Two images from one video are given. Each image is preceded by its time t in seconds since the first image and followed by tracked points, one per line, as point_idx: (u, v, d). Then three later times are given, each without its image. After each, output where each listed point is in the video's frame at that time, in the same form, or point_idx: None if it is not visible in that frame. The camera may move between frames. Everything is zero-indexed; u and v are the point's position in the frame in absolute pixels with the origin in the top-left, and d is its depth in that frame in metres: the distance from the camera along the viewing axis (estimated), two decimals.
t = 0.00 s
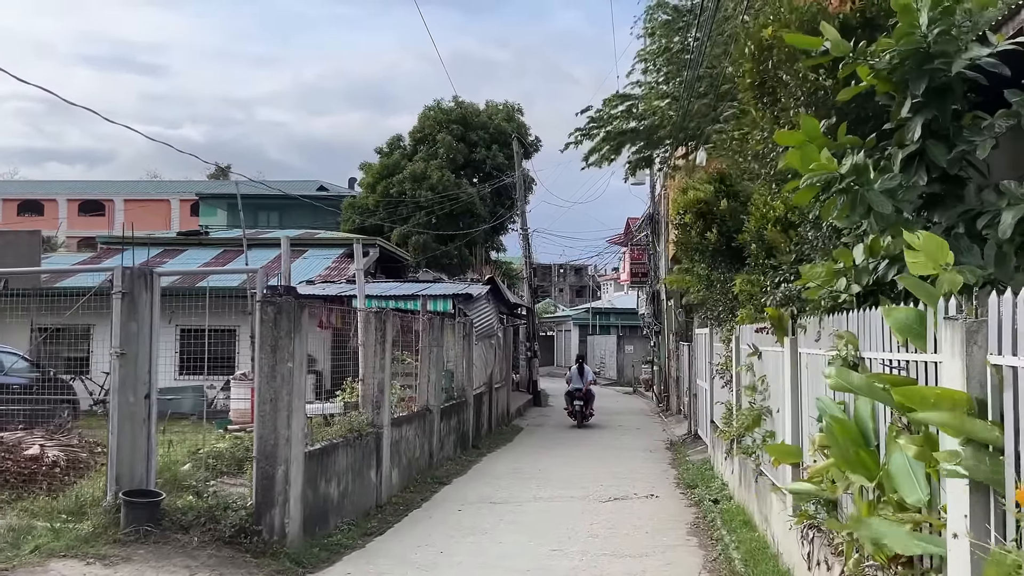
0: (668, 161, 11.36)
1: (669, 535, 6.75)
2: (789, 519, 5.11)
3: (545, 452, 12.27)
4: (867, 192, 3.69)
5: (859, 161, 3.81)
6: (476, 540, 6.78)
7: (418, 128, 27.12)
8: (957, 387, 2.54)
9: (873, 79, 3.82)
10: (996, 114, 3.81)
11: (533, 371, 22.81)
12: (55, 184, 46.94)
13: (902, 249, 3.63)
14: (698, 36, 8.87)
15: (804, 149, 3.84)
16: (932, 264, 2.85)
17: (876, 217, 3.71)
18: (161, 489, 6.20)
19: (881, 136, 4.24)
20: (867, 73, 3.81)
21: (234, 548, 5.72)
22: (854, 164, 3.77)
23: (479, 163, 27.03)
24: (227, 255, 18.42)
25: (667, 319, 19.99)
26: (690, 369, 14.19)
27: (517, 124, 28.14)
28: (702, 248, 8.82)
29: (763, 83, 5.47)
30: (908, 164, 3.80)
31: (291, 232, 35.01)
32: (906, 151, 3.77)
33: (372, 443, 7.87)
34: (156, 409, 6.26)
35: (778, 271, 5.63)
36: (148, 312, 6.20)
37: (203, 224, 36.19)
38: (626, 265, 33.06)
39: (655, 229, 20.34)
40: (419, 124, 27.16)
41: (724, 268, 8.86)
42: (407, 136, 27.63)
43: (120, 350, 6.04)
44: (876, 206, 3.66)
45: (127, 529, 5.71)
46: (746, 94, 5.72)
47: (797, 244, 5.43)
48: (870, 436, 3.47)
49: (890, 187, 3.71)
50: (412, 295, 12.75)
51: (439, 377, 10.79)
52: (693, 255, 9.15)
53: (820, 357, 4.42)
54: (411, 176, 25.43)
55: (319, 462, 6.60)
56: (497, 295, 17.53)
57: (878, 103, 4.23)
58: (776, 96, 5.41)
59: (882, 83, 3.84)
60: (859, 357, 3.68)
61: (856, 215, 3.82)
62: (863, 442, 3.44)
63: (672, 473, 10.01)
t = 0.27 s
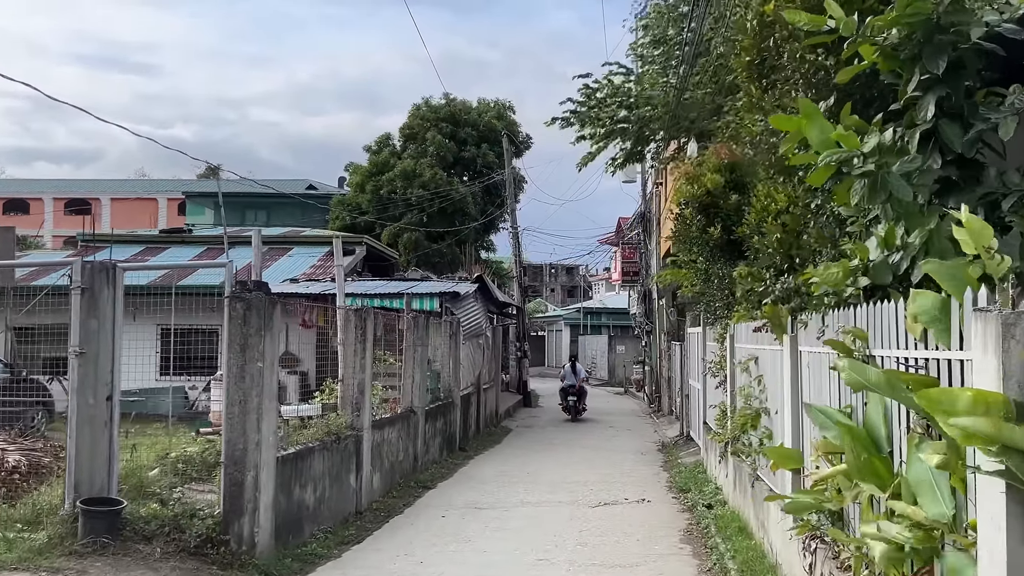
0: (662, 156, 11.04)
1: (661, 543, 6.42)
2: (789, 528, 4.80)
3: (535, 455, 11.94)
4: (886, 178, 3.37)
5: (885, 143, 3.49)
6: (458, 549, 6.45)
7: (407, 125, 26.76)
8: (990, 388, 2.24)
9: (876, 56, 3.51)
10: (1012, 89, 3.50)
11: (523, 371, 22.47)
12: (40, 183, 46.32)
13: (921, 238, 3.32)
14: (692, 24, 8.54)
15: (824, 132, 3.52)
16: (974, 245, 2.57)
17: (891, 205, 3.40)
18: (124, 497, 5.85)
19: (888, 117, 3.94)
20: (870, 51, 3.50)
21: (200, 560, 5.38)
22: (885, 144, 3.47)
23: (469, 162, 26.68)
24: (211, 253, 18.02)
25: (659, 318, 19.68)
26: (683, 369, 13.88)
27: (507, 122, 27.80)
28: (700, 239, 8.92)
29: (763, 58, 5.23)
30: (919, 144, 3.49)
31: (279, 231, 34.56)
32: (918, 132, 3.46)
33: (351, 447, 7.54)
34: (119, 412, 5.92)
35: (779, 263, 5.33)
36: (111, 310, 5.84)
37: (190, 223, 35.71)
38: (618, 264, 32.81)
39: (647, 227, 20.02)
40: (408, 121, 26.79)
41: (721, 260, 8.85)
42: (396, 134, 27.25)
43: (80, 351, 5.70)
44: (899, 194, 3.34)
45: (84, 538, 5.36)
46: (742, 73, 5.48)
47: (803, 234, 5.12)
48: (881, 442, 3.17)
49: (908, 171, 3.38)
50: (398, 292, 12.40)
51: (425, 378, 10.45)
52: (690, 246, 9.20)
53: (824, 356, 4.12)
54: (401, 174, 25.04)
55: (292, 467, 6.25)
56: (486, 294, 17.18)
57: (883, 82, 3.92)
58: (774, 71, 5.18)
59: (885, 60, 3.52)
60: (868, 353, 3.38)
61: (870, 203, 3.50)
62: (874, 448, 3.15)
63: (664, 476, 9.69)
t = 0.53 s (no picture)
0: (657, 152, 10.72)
1: (658, 554, 6.10)
2: (793, 540, 4.52)
3: (526, 459, 11.65)
4: (916, 167, 3.03)
5: (918, 132, 3.14)
6: (445, 561, 6.12)
7: (397, 124, 26.41)
8: None
9: (891, 32, 3.20)
10: None
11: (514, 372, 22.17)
12: (26, 182, 45.75)
13: (950, 231, 3.00)
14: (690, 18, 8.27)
15: (851, 129, 3.23)
16: (1005, 239, 2.31)
17: (919, 195, 3.07)
18: (88, 509, 5.49)
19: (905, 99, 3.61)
20: (882, 27, 3.21)
21: None
22: (923, 131, 3.14)
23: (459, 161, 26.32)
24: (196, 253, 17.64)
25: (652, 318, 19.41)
26: (677, 371, 13.59)
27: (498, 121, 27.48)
28: (703, 230, 8.50)
29: (767, 40, 5.09)
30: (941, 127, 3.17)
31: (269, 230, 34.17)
32: (941, 113, 3.15)
33: (333, 453, 7.21)
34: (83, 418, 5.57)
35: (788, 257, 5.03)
36: (74, 310, 5.50)
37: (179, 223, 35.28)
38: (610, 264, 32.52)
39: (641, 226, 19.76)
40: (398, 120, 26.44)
41: (723, 254, 8.54)
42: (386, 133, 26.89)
43: (41, 352, 5.36)
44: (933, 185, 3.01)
45: (42, 552, 5.01)
46: (746, 54, 5.36)
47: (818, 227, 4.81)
48: (908, 455, 2.85)
49: (939, 158, 3.04)
50: (386, 292, 12.03)
51: (413, 380, 10.11)
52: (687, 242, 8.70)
53: (835, 358, 3.83)
54: (391, 172, 24.68)
55: (269, 475, 5.92)
56: (477, 294, 16.86)
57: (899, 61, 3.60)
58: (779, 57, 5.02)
59: (901, 36, 3.22)
60: (891, 356, 3.08)
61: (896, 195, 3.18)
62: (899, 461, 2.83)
63: (659, 482, 9.40)
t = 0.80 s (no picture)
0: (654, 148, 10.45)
1: (655, 564, 5.82)
2: (801, 550, 4.25)
3: (520, 461, 11.36)
4: (935, 145, 2.68)
5: (936, 106, 2.78)
6: (432, 571, 5.82)
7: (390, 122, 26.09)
8: None
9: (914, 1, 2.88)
10: None
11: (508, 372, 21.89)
12: (16, 180, 45.31)
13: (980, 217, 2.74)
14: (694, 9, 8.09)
15: (857, 116, 2.93)
16: None
17: (942, 176, 2.74)
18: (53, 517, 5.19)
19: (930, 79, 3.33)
20: None
21: None
22: (942, 106, 2.78)
23: (451, 160, 25.98)
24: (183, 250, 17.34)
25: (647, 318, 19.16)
26: (674, 372, 13.32)
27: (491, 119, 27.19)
28: (706, 223, 8.36)
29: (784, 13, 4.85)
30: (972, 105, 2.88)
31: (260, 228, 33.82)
32: (971, 86, 2.84)
33: (318, 457, 6.93)
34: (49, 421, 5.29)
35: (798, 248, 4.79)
36: (39, 306, 5.22)
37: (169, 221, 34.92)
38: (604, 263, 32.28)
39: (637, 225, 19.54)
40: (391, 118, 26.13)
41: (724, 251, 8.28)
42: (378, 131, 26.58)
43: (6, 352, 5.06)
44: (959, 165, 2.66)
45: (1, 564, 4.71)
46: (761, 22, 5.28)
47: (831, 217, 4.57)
48: (938, 464, 2.59)
49: (967, 135, 2.68)
50: (376, 291, 11.73)
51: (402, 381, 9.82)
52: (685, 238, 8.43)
53: (849, 357, 3.57)
54: (383, 170, 24.40)
55: (248, 480, 5.64)
56: (469, 293, 16.57)
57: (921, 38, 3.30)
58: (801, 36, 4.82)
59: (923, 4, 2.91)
60: (916, 355, 2.81)
61: (918, 178, 2.87)
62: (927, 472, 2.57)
63: (656, 485, 9.12)
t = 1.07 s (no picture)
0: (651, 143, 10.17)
1: (651, 572, 5.53)
2: (808, 561, 3.97)
3: (512, 463, 11.07)
4: (962, 104, 2.38)
5: (962, 62, 2.47)
6: None
7: (381, 119, 25.77)
8: None
9: None
10: None
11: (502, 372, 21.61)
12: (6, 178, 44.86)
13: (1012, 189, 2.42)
14: None
15: (874, 69, 2.62)
16: None
17: (966, 140, 2.39)
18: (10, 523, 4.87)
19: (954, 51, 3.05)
20: None
21: None
22: (968, 66, 2.45)
23: (444, 156, 25.68)
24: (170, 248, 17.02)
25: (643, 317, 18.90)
26: (670, 371, 13.05)
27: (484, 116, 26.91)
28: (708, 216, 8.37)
29: None
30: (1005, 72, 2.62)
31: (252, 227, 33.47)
32: (1005, 49, 2.55)
33: (298, 460, 6.62)
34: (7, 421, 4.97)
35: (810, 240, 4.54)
36: None
37: (160, 219, 34.54)
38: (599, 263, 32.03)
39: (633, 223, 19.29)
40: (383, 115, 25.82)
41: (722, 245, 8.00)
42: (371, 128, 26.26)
43: None
44: (984, 132, 2.36)
45: None
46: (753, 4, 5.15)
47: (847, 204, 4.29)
48: (971, 472, 2.32)
49: (998, 97, 2.37)
50: (365, 288, 11.42)
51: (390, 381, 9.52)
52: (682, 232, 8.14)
53: (863, 354, 3.29)
54: (375, 166, 24.17)
55: (223, 484, 5.34)
56: (462, 291, 16.28)
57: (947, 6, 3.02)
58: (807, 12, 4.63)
59: None
60: (944, 350, 2.53)
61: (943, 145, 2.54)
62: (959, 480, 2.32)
63: (651, 488, 8.84)
